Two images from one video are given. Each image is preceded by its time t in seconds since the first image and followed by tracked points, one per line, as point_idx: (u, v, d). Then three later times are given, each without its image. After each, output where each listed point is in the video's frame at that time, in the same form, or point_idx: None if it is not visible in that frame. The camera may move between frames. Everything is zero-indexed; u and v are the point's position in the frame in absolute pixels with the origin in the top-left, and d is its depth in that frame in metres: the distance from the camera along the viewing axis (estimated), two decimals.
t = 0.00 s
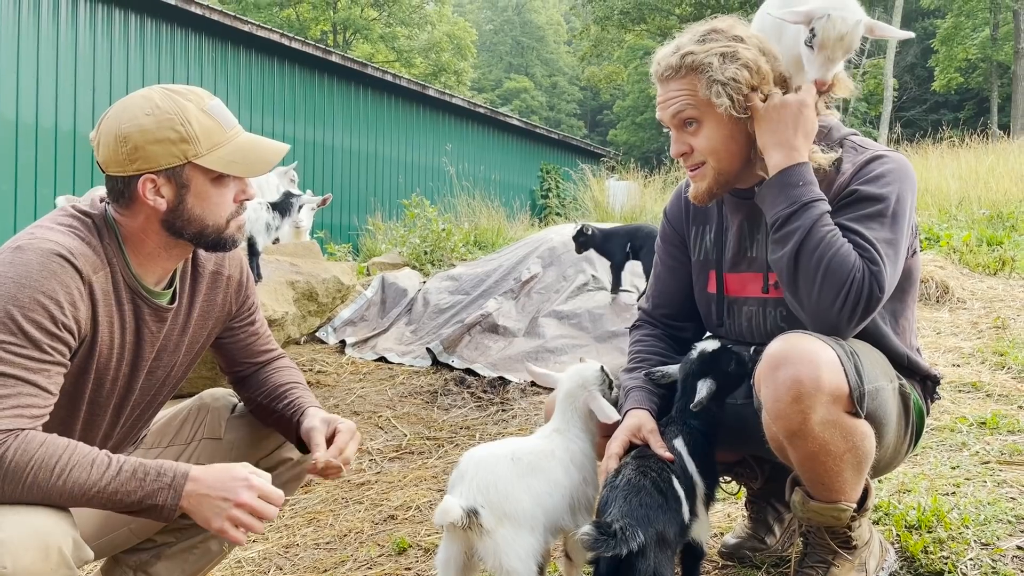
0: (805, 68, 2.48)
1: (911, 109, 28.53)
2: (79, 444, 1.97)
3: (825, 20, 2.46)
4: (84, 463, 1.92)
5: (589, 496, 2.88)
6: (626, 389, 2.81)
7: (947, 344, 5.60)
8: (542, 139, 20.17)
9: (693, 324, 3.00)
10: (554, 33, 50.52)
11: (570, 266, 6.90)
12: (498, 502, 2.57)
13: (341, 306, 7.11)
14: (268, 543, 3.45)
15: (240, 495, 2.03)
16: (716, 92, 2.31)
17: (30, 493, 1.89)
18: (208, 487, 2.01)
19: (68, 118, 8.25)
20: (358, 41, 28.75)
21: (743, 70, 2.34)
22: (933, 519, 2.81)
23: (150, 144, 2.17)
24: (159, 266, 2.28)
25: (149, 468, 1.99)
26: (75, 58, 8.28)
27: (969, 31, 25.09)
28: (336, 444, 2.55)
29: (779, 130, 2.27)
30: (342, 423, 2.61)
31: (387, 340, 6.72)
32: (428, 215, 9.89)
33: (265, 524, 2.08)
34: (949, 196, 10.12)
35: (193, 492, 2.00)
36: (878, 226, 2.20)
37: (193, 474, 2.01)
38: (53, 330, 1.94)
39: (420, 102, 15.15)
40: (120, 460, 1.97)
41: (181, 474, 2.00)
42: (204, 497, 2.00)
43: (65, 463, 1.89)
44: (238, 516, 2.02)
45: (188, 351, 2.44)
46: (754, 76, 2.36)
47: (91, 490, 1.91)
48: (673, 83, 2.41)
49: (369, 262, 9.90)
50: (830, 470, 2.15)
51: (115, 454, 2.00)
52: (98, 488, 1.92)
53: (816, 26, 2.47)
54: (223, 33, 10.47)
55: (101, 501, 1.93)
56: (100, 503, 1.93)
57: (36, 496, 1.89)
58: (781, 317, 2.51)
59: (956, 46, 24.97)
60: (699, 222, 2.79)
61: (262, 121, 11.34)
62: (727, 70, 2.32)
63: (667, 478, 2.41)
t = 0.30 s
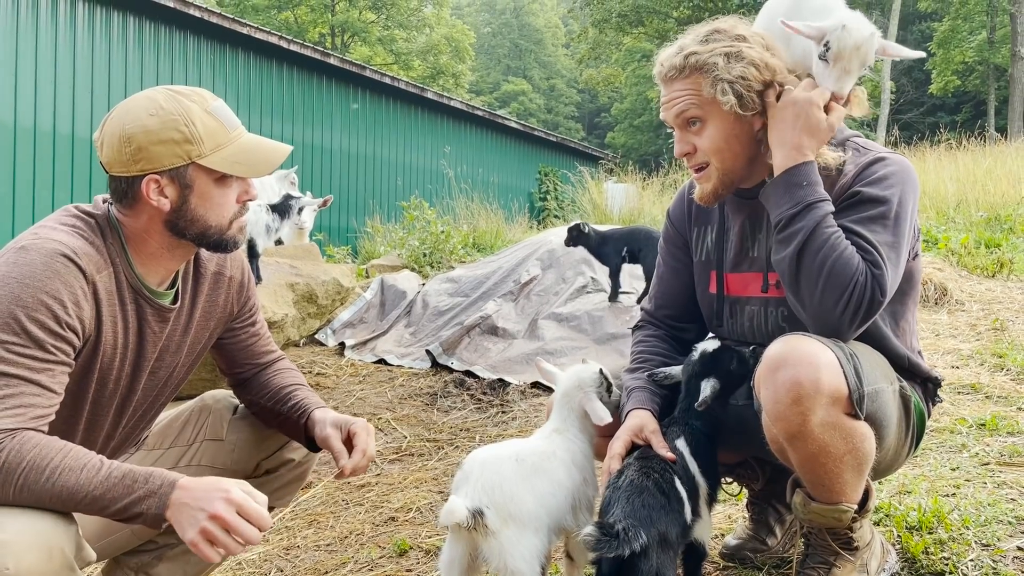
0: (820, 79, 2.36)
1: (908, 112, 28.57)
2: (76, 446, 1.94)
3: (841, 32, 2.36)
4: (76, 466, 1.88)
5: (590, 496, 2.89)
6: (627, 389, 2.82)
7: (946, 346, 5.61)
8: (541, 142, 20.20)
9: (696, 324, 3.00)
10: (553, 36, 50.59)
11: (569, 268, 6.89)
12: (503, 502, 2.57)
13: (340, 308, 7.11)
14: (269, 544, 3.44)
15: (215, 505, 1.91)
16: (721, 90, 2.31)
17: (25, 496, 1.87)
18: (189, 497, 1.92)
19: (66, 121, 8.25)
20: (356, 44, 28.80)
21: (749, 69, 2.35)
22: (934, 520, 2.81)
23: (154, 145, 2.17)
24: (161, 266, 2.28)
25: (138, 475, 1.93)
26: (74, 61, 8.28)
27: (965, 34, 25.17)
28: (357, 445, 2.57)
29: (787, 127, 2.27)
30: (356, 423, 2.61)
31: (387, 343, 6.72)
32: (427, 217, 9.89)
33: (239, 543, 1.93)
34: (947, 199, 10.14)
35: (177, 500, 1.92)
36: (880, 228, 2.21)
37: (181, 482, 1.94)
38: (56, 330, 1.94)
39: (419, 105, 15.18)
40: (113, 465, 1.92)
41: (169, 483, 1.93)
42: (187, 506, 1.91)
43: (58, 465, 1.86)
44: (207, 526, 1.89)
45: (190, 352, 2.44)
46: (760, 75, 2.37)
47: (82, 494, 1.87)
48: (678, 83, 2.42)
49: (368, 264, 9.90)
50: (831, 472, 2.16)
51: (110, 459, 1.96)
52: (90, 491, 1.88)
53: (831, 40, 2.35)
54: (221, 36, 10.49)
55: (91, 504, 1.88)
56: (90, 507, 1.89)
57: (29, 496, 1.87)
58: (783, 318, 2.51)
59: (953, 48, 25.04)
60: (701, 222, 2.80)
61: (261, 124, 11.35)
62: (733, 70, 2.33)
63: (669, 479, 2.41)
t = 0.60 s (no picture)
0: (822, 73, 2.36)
1: (907, 114, 28.59)
2: (78, 446, 1.95)
3: (849, 28, 2.34)
4: (82, 465, 1.89)
5: (590, 497, 2.90)
6: (628, 390, 2.82)
7: (945, 348, 5.62)
8: (540, 144, 20.21)
9: (697, 326, 3.01)
10: (552, 38, 50.60)
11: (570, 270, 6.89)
12: (504, 503, 2.58)
13: (340, 309, 7.11)
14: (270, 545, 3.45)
15: (226, 509, 1.92)
16: (724, 90, 2.33)
17: (30, 494, 1.87)
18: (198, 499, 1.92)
19: (66, 123, 8.26)
20: (356, 46, 28.85)
21: (751, 71, 2.35)
22: (934, 521, 2.83)
23: (156, 145, 2.18)
24: (163, 267, 2.29)
25: (144, 475, 1.93)
26: (73, 63, 8.29)
27: (964, 36, 25.20)
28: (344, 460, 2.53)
29: (787, 129, 2.28)
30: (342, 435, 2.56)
31: (387, 344, 6.72)
32: (427, 218, 9.90)
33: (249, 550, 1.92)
34: (946, 200, 10.16)
35: (181, 500, 1.91)
36: (884, 231, 2.22)
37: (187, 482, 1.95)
38: (59, 330, 1.94)
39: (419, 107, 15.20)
40: (118, 464, 1.94)
41: (174, 482, 1.94)
42: (190, 505, 1.90)
43: (64, 463, 1.87)
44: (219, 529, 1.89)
45: (191, 352, 2.45)
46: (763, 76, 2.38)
47: (86, 493, 1.87)
48: (681, 82, 2.43)
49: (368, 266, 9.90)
50: (833, 474, 2.16)
51: (114, 459, 1.97)
52: (94, 489, 1.88)
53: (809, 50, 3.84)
54: (221, 38, 10.50)
55: (95, 502, 1.88)
56: (94, 506, 1.88)
57: (32, 495, 1.87)
58: (785, 319, 2.52)
59: (952, 51, 25.08)
60: (704, 223, 2.81)
61: (261, 126, 11.36)
62: (736, 70, 2.34)
63: (669, 480, 2.41)
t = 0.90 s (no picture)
0: (830, 89, 2.37)
1: (907, 116, 28.61)
2: (85, 445, 1.99)
3: (856, 44, 2.33)
4: (95, 459, 1.94)
5: (591, 497, 2.90)
6: (630, 390, 2.83)
7: (945, 349, 5.62)
8: (540, 145, 20.22)
9: (700, 326, 3.02)
10: (552, 40, 50.64)
11: (570, 271, 6.90)
12: (508, 503, 2.58)
13: (341, 310, 7.12)
14: (271, 545, 3.45)
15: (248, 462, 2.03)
16: (730, 87, 2.34)
17: (41, 492, 1.89)
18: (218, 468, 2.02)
19: (67, 124, 8.27)
20: (356, 48, 28.90)
21: (757, 68, 2.37)
22: (934, 521, 2.83)
23: (155, 146, 2.18)
24: (164, 268, 2.29)
25: (158, 465, 2.00)
26: (73, 64, 8.30)
27: (964, 38, 25.22)
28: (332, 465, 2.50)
29: (793, 128, 2.28)
30: (332, 441, 2.54)
31: (387, 345, 6.73)
32: (428, 220, 9.90)
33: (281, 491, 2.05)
34: (946, 202, 10.17)
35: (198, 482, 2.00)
36: (888, 232, 2.23)
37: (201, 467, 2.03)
38: (59, 331, 1.95)
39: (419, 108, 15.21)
40: (127, 461, 1.99)
41: (189, 469, 2.02)
42: (211, 486, 2.00)
43: (78, 459, 1.92)
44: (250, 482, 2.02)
45: (192, 353, 2.45)
46: (770, 73, 2.39)
47: (102, 486, 1.92)
48: (686, 81, 2.45)
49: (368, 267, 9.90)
50: (836, 473, 2.17)
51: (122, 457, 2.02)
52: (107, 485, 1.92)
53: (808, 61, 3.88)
54: (221, 39, 10.52)
55: (112, 496, 1.93)
56: (110, 499, 1.93)
57: (42, 494, 1.90)
58: (788, 319, 2.53)
59: (952, 52, 25.10)
60: (708, 223, 2.81)
61: (262, 127, 11.37)
62: (742, 68, 2.36)
63: (672, 480, 2.42)
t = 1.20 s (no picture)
0: (833, 91, 2.35)
1: (907, 117, 28.63)
2: (88, 445, 1.99)
3: (859, 44, 2.33)
4: (98, 461, 1.94)
5: (588, 498, 2.90)
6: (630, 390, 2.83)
7: (945, 350, 5.62)
8: (540, 146, 20.23)
9: (700, 327, 3.02)
10: (552, 41, 50.64)
11: (570, 271, 6.91)
12: (504, 504, 2.58)
13: (341, 311, 7.12)
14: (270, 546, 3.45)
15: (258, 470, 2.07)
16: (729, 82, 2.35)
17: (44, 493, 1.89)
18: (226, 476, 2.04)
19: (67, 124, 8.27)
20: (356, 48, 28.93)
21: (759, 63, 2.39)
22: (933, 522, 2.83)
23: (154, 146, 2.18)
24: (162, 268, 2.29)
25: (161, 467, 2.01)
26: (74, 64, 8.30)
27: (965, 39, 25.22)
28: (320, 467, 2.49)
29: (791, 127, 2.28)
30: (325, 444, 2.54)
31: (387, 346, 6.73)
32: (428, 220, 9.90)
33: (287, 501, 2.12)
34: (946, 203, 10.17)
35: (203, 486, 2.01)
36: (885, 233, 2.22)
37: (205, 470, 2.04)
38: (61, 331, 1.95)
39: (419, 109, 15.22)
40: (131, 461, 1.99)
41: (193, 473, 2.02)
42: (218, 490, 2.02)
43: (80, 460, 1.92)
44: (262, 491, 2.05)
45: (191, 352, 2.45)
46: (770, 69, 2.41)
47: (106, 486, 1.92)
48: (685, 78, 2.46)
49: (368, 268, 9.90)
50: (833, 475, 2.17)
51: (125, 457, 2.02)
52: (109, 487, 1.93)
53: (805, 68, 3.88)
54: (222, 40, 10.53)
55: (111, 498, 1.93)
56: (113, 501, 1.93)
57: (45, 495, 1.90)
58: (787, 319, 2.52)
59: (952, 53, 25.11)
60: (708, 223, 2.81)
61: (263, 128, 11.38)
62: (741, 64, 2.38)
63: (670, 480, 2.42)
